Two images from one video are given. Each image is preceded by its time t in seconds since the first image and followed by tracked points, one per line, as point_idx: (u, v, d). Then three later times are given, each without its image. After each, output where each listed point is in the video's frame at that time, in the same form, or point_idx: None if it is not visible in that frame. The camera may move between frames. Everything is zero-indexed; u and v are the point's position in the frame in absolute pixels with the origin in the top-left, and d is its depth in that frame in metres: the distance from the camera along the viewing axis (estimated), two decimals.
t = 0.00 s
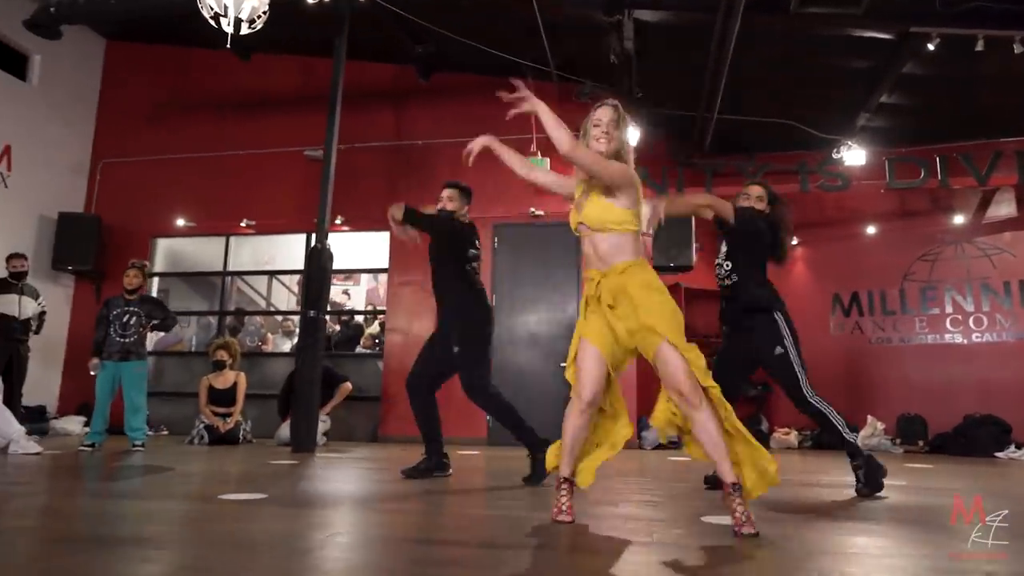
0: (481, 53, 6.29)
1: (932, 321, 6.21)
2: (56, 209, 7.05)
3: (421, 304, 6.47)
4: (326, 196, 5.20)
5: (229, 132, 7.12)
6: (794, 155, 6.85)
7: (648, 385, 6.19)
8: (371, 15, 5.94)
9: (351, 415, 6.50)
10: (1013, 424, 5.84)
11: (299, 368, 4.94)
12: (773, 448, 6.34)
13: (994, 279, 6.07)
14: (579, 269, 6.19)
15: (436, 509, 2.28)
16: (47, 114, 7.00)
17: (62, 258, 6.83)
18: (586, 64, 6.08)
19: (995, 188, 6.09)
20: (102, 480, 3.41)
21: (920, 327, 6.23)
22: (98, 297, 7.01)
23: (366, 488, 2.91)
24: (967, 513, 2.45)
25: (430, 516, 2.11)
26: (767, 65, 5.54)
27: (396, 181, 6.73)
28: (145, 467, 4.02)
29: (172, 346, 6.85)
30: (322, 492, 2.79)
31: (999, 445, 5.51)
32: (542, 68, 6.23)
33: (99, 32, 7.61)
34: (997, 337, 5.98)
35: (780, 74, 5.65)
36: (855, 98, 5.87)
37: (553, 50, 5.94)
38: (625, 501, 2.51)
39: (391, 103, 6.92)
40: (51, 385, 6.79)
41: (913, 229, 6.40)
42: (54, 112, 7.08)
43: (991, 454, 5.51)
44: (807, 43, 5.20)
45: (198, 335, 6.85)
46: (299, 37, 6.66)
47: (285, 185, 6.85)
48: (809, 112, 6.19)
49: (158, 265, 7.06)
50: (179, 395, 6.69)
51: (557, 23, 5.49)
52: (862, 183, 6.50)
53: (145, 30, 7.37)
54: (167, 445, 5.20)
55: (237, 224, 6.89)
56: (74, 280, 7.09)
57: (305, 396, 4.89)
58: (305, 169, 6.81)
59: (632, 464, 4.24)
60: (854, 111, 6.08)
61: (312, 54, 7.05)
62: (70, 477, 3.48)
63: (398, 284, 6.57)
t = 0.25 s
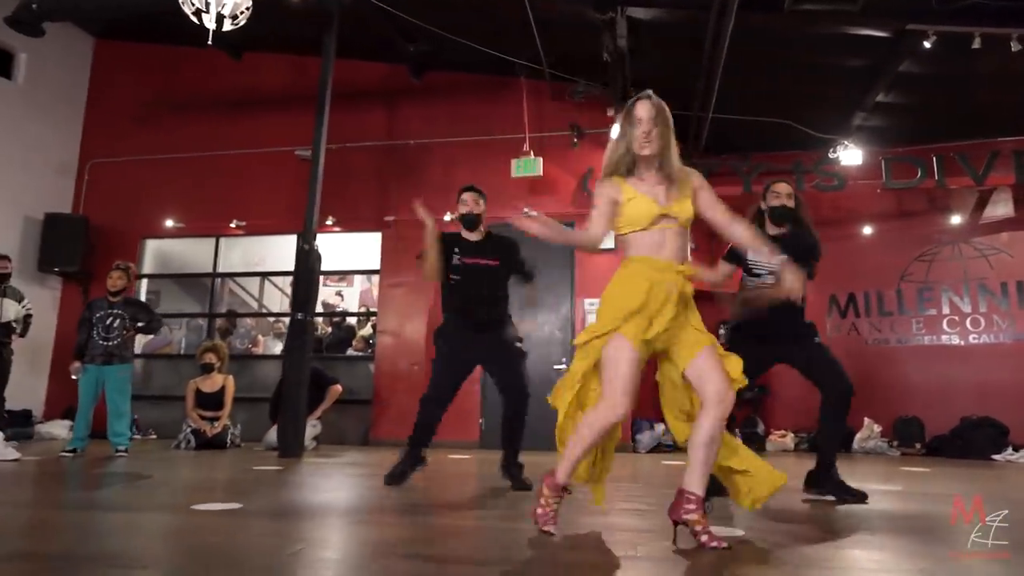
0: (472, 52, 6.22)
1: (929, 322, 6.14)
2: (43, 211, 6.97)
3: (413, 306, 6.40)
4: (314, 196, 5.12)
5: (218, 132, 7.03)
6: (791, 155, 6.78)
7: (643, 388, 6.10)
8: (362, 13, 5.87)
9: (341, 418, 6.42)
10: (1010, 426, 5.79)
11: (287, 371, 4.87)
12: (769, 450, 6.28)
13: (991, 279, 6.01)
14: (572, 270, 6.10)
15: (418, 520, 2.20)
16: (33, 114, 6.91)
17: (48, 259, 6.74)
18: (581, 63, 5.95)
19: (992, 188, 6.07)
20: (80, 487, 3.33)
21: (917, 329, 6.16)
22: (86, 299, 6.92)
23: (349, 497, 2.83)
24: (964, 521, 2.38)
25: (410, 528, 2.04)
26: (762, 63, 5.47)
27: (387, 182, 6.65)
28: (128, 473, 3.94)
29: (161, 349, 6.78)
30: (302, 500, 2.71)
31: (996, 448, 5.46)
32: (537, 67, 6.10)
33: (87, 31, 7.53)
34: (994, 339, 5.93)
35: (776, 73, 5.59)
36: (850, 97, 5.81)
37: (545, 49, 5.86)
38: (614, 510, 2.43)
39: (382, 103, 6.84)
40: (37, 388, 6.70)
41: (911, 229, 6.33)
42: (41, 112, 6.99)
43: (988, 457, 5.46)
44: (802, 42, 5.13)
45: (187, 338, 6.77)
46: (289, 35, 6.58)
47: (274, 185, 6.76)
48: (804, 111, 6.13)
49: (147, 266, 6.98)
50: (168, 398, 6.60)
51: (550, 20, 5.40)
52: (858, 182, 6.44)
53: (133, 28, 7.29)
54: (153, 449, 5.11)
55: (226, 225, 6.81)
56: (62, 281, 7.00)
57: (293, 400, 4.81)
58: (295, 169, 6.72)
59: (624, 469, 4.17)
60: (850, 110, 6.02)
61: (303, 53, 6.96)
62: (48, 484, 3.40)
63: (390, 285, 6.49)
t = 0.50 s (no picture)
0: (456, 51, 6.15)
1: (915, 323, 6.10)
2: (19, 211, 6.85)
3: (396, 308, 6.33)
4: (293, 197, 5.04)
5: (198, 131, 6.93)
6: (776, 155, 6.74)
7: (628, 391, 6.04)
8: (343, 11, 5.79)
9: (323, 421, 6.33)
10: (995, 427, 5.77)
11: (264, 375, 4.77)
12: (755, 452, 6.24)
13: (977, 280, 5.99)
14: (556, 272, 6.05)
15: (385, 533, 2.13)
16: (9, 113, 6.79)
17: (24, 261, 6.62)
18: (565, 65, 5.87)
19: (978, 188, 6.06)
20: (44, 496, 3.24)
21: (903, 330, 6.12)
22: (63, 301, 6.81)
23: (318, 506, 2.75)
24: (943, 527, 2.34)
25: (370, 544, 1.96)
26: (747, 63, 5.43)
27: (369, 181, 6.56)
28: (97, 480, 3.84)
29: (140, 351, 6.68)
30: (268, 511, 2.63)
31: (980, 449, 5.44)
32: (520, 66, 6.06)
33: (66, 29, 7.41)
34: (979, 340, 5.91)
35: (761, 73, 5.55)
36: (836, 97, 5.77)
37: (529, 48, 5.79)
38: (587, 521, 2.36)
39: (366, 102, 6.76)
40: (13, 392, 6.58)
41: (897, 230, 6.29)
42: (17, 110, 6.87)
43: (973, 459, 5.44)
44: (787, 41, 5.09)
45: (166, 340, 6.68)
46: (270, 33, 6.49)
47: (255, 185, 6.66)
48: (791, 111, 6.09)
49: (126, 268, 6.87)
50: (146, 402, 6.50)
51: (533, 19, 5.34)
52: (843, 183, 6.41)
53: (112, 26, 7.18)
54: (128, 455, 5.01)
55: (206, 225, 6.71)
56: (38, 283, 6.88)
57: (270, 404, 4.71)
58: (276, 169, 6.62)
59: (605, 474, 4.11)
60: (835, 111, 5.99)
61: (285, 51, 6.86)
62: (11, 493, 3.30)
63: (372, 287, 6.41)
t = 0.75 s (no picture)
0: (423, 49, 6.01)
1: (885, 326, 6.06)
2: None
3: (363, 311, 6.19)
4: (251, 199, 4.87)
5: (158, 129, 6.72)
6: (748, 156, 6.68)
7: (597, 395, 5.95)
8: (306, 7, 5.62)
9: (287, 427, 6.18)
10: (962, 430, 5.78)
11: (220, 381, 4.60)
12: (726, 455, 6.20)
13: (946, 282, 5.96)
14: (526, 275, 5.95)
15: (322, 561, 2.03)
16: None
17: None
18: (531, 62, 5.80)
19: (948, 190, 6.03)
20: None
21: (872, 332, 6.09)
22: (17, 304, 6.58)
23: (262, 528, 2.63)
24: (901, 547, 2.28)
25: None
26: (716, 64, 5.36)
27: (335, 181, 6.40)
28: (39, 496, 3.67)
29: (97, 356, 6.47)
30: (205, 535, 2.50)
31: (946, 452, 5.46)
32: (487, 65, 5.94)
33: (20, 21, 7.15)
34: (948, 342, 5.90)
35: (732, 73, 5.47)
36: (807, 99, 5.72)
37: (497, 46, 5.65)
38: (536, 544, 2.26)
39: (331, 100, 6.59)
40: None
41: (867, 232, 6.24)
42: None
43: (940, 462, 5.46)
44: (759, 42, 5.01)
45: (126, 344, 6.48)
46: (231, 28, 6.29)
47: (217, 185, 6.47)
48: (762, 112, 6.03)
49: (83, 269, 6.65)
50: (104, 408, 6.31)
51: (499, 17, 5.22)
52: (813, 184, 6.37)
53: (68, 19, 6.93)
54: (79, 466, 4.83)
55: (167, 226, 6.51)
56: None
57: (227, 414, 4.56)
58: (239, 168, 6.44)
59: (569, 484, 4.03)
60: (807, 112, 5.93)
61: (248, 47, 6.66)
62: None
63: (338, 290, 6.26)
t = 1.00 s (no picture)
0: (372, 35, 5.76)
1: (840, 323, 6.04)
2: None
3: (310, 306, 5.97)
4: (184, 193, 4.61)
5: (93, 113, 6.36)
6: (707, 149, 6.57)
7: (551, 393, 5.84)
8: None
9: (231, 426, 5.97)
10: (912, 427, 5.82)
11: (150, 387, 4.36)
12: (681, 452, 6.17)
13: (900, 280, 5.94)
14: (479, 271, 5.80)
15: None
16: None
17: None
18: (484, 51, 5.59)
19: (903, 188, 6.00)
20: None
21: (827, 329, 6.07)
22: None
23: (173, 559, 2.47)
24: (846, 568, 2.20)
25: None
26: (673, 56, 5.22)
27: (281, 171, 6.14)
28: None
29: (29, 353, 6.16)
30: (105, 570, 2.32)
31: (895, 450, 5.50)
32: (438, 53, 5.72)
33: None
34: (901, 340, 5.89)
35: (689, 66, 5.34)
36: (765, 93, 5.62)
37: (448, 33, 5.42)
38: None
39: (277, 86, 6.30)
40: None
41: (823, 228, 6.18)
42: None
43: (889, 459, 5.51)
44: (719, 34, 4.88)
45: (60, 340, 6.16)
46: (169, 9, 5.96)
47: (156, 174, 6.17)
48: (720, 106, 5.92)
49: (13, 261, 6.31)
50: (36, 407, 6.02)
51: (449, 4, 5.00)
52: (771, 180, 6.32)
53: None
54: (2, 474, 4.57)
55: (103, 216, 6.19)
56: None
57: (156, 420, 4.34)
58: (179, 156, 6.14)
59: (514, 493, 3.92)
60: (765, 106, 5.83)
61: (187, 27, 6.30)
62: None
63: (284, 285, 6.03)
